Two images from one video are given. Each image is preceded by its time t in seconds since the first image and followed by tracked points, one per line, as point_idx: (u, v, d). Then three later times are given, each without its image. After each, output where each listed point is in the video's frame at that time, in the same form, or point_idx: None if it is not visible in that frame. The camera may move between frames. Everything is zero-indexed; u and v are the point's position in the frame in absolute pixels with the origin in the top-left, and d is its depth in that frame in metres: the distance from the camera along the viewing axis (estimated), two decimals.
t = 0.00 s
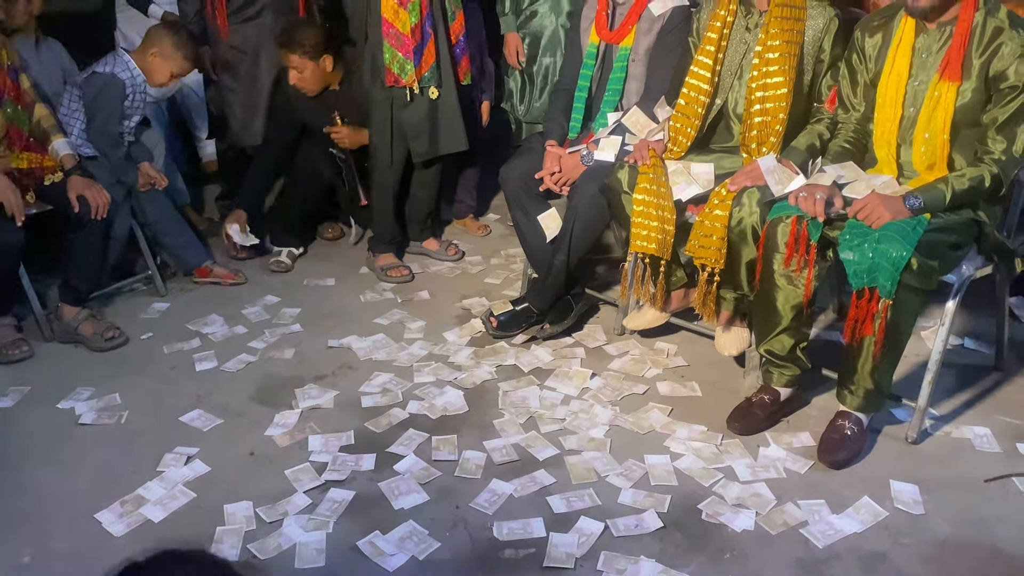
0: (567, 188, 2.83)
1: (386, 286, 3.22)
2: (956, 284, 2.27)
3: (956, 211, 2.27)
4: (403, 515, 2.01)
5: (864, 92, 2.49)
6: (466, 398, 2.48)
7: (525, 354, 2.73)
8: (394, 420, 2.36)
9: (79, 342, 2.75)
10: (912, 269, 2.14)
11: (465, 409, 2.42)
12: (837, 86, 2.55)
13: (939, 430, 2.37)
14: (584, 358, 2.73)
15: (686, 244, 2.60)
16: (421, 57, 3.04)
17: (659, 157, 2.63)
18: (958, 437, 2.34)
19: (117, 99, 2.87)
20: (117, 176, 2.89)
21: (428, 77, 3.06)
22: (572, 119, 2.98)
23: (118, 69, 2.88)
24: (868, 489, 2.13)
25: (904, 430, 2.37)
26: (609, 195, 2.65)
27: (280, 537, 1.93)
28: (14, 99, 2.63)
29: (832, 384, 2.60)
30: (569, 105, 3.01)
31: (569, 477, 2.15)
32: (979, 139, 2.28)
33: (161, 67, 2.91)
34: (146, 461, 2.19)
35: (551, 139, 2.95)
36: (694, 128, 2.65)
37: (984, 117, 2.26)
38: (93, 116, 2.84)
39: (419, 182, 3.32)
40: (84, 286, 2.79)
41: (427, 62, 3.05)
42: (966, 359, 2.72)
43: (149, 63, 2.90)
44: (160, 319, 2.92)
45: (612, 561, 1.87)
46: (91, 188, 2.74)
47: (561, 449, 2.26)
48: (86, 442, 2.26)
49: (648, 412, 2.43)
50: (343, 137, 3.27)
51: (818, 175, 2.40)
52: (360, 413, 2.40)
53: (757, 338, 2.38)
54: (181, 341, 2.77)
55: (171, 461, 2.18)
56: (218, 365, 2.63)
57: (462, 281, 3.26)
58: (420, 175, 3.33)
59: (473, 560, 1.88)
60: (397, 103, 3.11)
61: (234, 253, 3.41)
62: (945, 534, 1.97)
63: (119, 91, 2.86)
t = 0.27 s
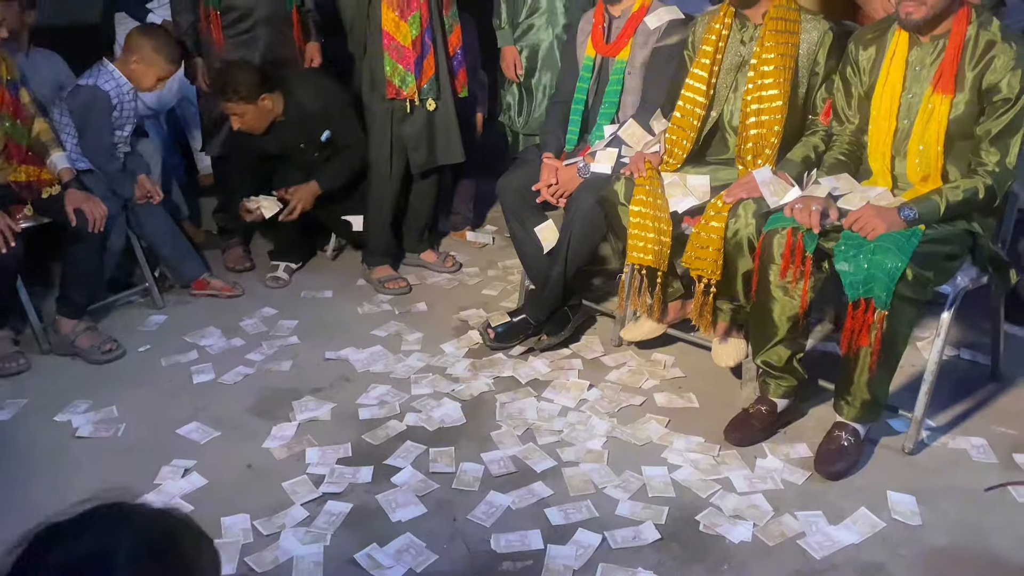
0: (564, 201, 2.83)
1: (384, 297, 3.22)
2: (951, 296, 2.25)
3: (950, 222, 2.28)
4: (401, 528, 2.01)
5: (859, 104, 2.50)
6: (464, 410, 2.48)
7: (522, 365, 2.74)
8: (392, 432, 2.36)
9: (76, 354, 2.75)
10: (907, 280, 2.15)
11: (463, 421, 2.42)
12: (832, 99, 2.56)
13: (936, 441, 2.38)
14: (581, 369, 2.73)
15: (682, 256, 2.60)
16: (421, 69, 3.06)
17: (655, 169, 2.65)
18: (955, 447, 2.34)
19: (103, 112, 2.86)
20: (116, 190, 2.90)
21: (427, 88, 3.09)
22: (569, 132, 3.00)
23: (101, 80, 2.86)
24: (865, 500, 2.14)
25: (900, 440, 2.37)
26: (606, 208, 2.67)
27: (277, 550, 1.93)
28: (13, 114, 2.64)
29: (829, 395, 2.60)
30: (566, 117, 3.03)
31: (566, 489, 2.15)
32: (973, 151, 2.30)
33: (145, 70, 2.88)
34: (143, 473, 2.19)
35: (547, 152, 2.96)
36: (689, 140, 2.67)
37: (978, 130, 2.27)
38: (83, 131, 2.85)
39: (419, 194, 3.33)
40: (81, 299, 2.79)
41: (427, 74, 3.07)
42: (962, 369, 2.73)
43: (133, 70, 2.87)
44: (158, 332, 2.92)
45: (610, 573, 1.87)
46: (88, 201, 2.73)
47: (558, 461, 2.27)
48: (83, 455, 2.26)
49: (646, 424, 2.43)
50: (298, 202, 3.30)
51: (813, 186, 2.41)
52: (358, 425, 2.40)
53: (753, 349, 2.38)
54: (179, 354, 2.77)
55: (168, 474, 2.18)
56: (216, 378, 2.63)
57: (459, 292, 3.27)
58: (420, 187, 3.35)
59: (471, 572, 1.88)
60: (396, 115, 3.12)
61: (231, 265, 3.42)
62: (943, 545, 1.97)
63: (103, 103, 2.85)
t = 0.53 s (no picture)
0: (561, 219, 2.84)
1: (381, 315, 3.23)
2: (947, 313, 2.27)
3: (945, 239, 2.29)
4: (398, 547, 2.01)
5: (853, 123, 2.52)
6: (461, 429, 2.47)
7: (520, 383, 2.74)
8: (389, 451, 2.36)
9: (73, 373, 2.74)
10: (902, 298, 2.16)
11: (460, 439, 2.42)
12: (827, 117, 2.57)
13: (933, 458, 2.38)
14: (579, 387, 2.73)
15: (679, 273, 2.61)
16: (422, 88, 3.08)
17: (652, 187, 2.66)
18: (952, 465, 2.35)
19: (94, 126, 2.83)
20: (115, 204, 2.90)
21: (429, 106, 3.10)
22: (565, 150, 3.01)
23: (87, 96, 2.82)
24: (863, 518, 2.14)
25: (897, 458, 2.38)
26: (603, 225, 2.69)
27: (274, 570, 1.92)
28: (13, 134, 2.67)
29: (826, 413, 2.61)
30: (563, 136, 3.04)
31: (564, 507, 2.15)
32: (967, 169, 2.32)
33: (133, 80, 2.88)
34: (139, 493, 2.18)
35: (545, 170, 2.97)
36: (686, 159, 2.69)
37: (972, 148, 2.29)
38: (77, 148, 2.80)
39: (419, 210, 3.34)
40: (79, 317, 2.79)
41: (428, 93, 3.09)
42: (959, 387, 2.73)
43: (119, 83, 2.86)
44: (155, 350, 2.92)
45: None
46: (87, 220, 2.74)
47: (556, 480, 2.26)
48: (80, 474, 2.25)
49: (643, 442, 2.43)
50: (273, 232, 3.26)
51: (809, 205, 2.41)
52: (355, 444, 2.40)
53: (750, 366, 2.39)
54: (176, 372, 2.77)
55: (165, 493, 2.17)
56: (213, 396, 2.63)
57: (457, 310, 3.27)
58: (420, 205, 3.36)
59: None
60: (397, 134, 3.13)
61: (229, 283, 3.42)
62: (941, 563, 1.97)
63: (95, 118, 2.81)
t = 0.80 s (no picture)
0: (560, 232, 2.84)
1: (381, 328, 3.23)
2: (945, 327, 2.26)
3: (943, 252, 2.30)
4: (398, 561, 2.00)
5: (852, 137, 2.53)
6: (461, 442, 2.47)
7: (520, 396, 2.74)
8: (389, 464, 2.36)
9: (73, 387, 2.74)
10: (902, 311, 2.16)
11: (460, 452, 2.41)
12: (825, 130, 2.58)
13: (933, 471, 2.38)
14: (579, 400, 2.73)
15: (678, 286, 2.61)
16: (426, 101, 3.10)
17: (651, 201, 2.65)
18: (953, 477, 2.34)
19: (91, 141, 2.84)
20: (113, 215, 2.92)
21: (431, 119, 3.12)
22: (565, 163, 3.01)
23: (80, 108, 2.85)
24: (864, 531, 2.13)
25: (898, 471, 2.37)
26: (603, 237, 2.69)
27: None
28: (17, 149, 2.68)
29: (826, 425, 2.61)
30: (562, 150, 3.05)
31: (564, 521, 2.14)
32: (965, 182, 2.33)
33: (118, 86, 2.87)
34: (138, 507, 2.18)
35: (544, 183, 2.98)
36: (685, 172, 2.69)
37: (969, 161, 2.31)
38: (74, 161, 2.82)
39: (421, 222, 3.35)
40: (79, 331, 2.79)
41: (431, 105, 3.11)
42: (959, 399, 2.73)
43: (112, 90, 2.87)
44: (155, 364, 2.92)
45: None
46: (87, 233, 2.74)
47: (556, 493, 2.26)
48: (79, 488, 2.24)
49: (644, 455, 2.43)
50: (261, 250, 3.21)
51: (808, 218, 2.43)
52: (355, 457, 2.39)
53: (750, 379, 2.39)
54: (175, 386, 2.76)
55: (164, 507, 2.16)
56: (212, 410, 2.62)
57: (456, 323, 3.28)
58: (423, 218, 3.37)
59: None
60: (400, 146, 3.15)
61: (228, 296, 3.42)
62: None
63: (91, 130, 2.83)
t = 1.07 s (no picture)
0: (562, 255, 2.83)
1: (382, 352, 3.22)
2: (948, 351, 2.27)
3: (945, 276, 2.30)
4: None
5: (852, 161, 2.53)
6: (462, 468, 2.46)
7: (522, 421, 2.73)
8: (390, 490, 2.34)
9: (74, 412, 2.73)
10: (904, 335, 2.16)
11: (462, 478, 2.40)
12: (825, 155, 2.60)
13: (938, 496, 2.36)
14: (581, 425, 2.72)
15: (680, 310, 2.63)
16: (424, 125, 3.12)
17: (652, 225, 2.67)
18: (957, 503, 2.33)
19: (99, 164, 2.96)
20: (116, 231, 3.01)
21: (429, 144, 3.14)
22: (566, 188, 3.02)
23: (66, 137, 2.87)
24: (869, 558, 2.11)
25: (902, 496, 2.35)
26: (604, 262, 2.70)
27: None
28: (23, 175, 2.70)
29: (830, 450, 2.59)
30: (563, 175, 3.05)
31: (567, 548, 2.12)
32: (965, 207, 2.33)
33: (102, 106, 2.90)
34: (138, 534, 2.16)
35: (546, 208, 2.98)
36: (685, 197, 2.71)
37: (969, 185, 2.32)
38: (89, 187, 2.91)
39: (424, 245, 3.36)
40: (81, 356, 2.78)
41: (429, 130, 3.13)
42: (962, 424, 2.72)
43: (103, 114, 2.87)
44: (155, 389, 2.91)
45: None
46: (90, 258, 2.75)
47: (559, 520, 2.24)
48: (78, 515, 2.23)
49: (646, 480, 2.41)
50: (273, 251, 3.09)
51: (809, 242, 2.44)
52: (356, 483, 2.38)
53: (753, 404, 2.39)
54: (176, 411, 2.76)
55: (164, 534, 2.15)
56: (213, 435, 2.61)
57: (458, 347, 3.27)
58: (424, 243, 3.38)
59: None
60: (401, 170, 3.17)
61: (230, 321, 3.42)
62: None
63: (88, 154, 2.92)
